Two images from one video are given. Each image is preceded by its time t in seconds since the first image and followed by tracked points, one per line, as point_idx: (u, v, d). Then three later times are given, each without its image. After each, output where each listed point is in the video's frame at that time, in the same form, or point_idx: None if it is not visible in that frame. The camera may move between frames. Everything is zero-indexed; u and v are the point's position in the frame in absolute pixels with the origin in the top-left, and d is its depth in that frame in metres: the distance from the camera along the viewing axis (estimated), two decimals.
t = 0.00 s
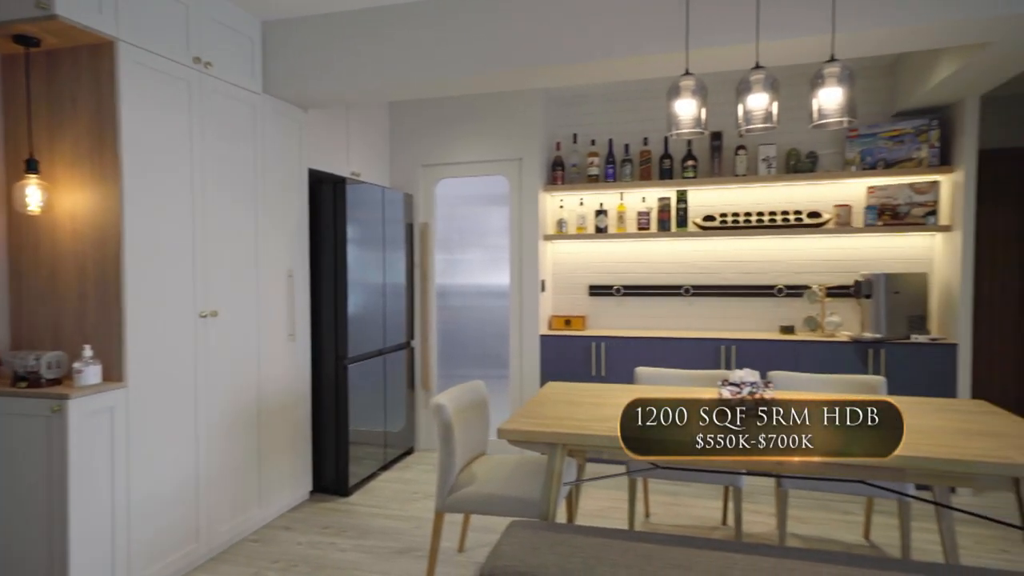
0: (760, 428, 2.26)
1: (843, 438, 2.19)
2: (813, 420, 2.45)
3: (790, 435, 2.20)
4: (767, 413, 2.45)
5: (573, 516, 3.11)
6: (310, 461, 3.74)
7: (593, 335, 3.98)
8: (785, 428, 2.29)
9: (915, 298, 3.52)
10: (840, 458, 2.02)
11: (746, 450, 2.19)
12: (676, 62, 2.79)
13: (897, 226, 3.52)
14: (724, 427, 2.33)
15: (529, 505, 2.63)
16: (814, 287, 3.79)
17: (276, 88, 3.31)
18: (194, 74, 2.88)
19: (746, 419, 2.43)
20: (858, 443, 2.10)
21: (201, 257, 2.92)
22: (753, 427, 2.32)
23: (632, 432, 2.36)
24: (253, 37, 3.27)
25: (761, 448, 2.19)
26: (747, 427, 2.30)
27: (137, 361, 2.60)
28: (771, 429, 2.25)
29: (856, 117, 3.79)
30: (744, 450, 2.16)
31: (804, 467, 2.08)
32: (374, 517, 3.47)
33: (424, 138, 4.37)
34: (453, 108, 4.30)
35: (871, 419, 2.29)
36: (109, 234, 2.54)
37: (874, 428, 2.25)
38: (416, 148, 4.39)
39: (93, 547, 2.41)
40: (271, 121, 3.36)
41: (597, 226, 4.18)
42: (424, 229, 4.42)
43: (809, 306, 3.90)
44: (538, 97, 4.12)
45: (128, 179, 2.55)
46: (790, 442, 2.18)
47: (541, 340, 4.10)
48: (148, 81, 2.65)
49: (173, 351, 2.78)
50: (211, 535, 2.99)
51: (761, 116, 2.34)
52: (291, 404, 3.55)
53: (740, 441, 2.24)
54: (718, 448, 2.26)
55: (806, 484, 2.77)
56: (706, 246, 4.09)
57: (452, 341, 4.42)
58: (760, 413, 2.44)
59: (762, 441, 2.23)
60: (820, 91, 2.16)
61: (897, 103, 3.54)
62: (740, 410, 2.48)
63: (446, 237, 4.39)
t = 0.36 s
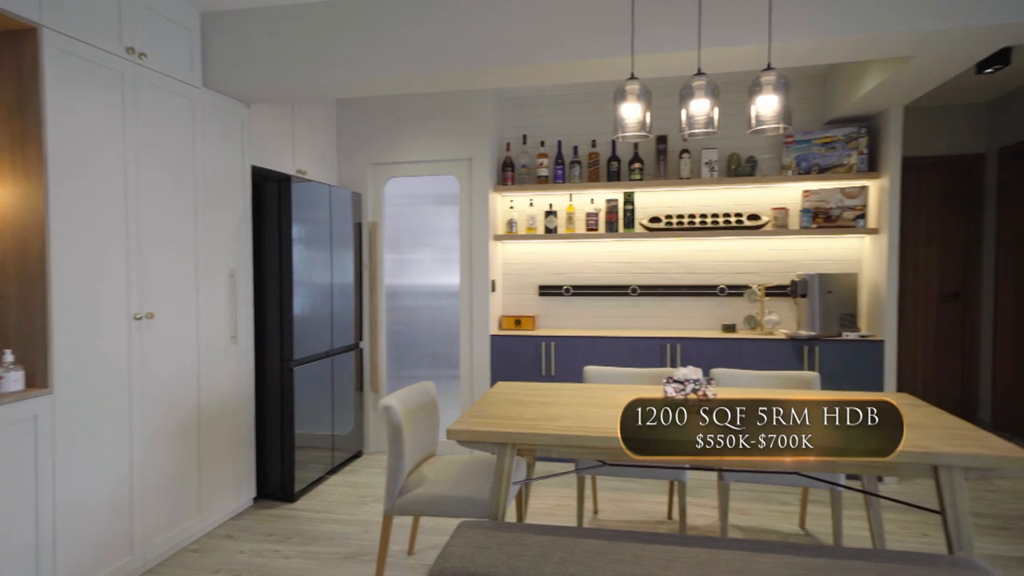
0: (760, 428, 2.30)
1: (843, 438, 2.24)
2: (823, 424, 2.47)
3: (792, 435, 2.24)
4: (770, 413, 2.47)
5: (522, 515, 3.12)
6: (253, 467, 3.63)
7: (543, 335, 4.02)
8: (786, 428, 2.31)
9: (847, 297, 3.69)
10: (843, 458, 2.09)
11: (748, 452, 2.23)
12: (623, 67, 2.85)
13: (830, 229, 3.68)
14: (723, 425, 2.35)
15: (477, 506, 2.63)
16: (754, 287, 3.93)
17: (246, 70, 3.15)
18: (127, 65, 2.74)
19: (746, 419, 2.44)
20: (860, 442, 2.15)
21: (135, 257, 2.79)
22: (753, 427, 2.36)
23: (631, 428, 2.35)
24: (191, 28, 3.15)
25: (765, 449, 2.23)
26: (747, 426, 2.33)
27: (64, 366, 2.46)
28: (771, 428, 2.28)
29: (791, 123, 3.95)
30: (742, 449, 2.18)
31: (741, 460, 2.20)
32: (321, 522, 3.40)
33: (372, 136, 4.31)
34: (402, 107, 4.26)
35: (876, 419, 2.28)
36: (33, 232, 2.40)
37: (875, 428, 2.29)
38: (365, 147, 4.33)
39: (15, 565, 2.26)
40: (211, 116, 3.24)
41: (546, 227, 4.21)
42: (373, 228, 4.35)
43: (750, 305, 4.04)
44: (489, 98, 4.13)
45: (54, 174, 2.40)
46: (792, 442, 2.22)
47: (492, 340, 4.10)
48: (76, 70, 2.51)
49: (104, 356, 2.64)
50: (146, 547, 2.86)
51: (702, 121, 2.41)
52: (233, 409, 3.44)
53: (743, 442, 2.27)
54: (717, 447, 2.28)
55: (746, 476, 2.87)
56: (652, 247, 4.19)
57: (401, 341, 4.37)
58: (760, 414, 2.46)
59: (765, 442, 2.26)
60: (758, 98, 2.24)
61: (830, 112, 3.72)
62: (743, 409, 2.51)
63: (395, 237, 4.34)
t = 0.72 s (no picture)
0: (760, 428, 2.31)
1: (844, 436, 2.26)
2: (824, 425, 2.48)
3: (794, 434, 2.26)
4: (769, 411, 2.48)
5: (472, 515, 3.12)
6: (192, 475, 3.49)
7: (493, 335, 4.03)
8: (784, 426, 2.32)
9: (783, 296, 3.85)
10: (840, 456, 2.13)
11: (749, 452, 2.26)
12: (570, 70, 2.88)
13: (768, 231, 3.83)
14: (723, 426, 2.38)
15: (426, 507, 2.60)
16: (697, 287, 4.05)
17: (239, 63, 3.00)
18: (51, 53, 2.58)
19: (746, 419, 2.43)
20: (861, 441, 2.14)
21: (61, 257, 2.63)
22: (752, 426, 2.37)
23: (629, 427, 2.30)
24: (123, 16, 3.00)
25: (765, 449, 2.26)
26: (747, 426, 2.35)
27: None
28: (769, 428, 2.29)
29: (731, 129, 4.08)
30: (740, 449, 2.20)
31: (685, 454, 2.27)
32: (264, 529, 3.30)
33: (319, 134, 4.22)
34: (350, 104, 4.19)
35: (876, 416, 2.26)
36: None
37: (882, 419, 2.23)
38: (311, 144, 4.23)
39: None
40: (144, 109, 3.09)
41: (496, 227, 4.22)
42: (319, 228, 4.26)
43: (693, 305, 4.16)
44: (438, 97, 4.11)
45: None
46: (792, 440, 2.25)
47: (441, 340, 4.09)
48: None
49: (27, 362, 2.48)
50: (75, 562, 2.71)
51: (647, 125, 2.46)
52: (170, 415, 3.29)
53: (741, 442, 2.29)
54: (717, 448, 2.31)
55: (689, 471, 2.96)
56: (600, 248, 4.25)
57: (348, 343, 4.29)
58: (760, 413, 2.45)
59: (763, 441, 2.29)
60: (699, 103, 2.31)
61: (767, 118, 3.87)
62: (744, 408, 2.52)
63: (342, 237, 4.26)
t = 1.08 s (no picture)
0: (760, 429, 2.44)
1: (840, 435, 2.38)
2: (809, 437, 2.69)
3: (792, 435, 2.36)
4: (769, 412, 2.56)
5: (424, 517, 3.10)
6: (131, 484, 3.34)
7: (446, 336, 4.01)
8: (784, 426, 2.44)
9: (729, 296, 3.97)
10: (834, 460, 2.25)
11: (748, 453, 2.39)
12: (523, 71, 2.89)
13: (715, 232, 3.95)
14: (722, 426, 2.50)
15: (377, 510, 2.57)
16: (647, 287, 4.14)
17: (239, 63, 2.87)
18: None
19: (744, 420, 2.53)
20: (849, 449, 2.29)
21: None
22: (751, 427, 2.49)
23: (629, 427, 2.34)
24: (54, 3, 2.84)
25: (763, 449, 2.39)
26: (747, 426, 2.49)
27: None
28: (769, 428, 2.40)
29: (680, 132, 4.18)
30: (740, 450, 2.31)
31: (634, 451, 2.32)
32: (209, 538, 3.19)
33: (268, 130, 4.11)
34: (300, 100, 4.10)
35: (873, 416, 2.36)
36: None
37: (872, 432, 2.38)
38: (259, 140, 4.12)
39: None
40: (78, 100, 2.93)
41: (450, 227, 4.21)
42: (267, 227, 4.15)
43: (643, 304, 4.25)
44: (390, 95, 4.06)
45: None
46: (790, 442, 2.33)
47: (394, 341, 4.05)
48: None
49: None
50: None
51: (598, 127, 2.50)
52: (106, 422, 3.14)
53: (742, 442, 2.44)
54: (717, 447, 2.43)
55: (639, 467, 3.02)
56: (553, 248, 4.29)
57: (298, 345, 4.19)
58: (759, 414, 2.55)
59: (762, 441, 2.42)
60: (648, 107, 2.35)
61: (714, 123, 3.98)
62: (743, 408, 2.62)
63: (292, 237, 4.16)
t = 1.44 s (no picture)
0: (759, 428, 2.45)
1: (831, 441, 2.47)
2: (808, 440, 2.78)
3: (790, 435, 2.43)
4: (769, 412, 2.57)
5: (378, 520, 3.06)
6: (66, 495, 3.18)
7: (401, 336, 3.97)
8: (783, 427, 2.49)
9: (680, 295, 4.06)
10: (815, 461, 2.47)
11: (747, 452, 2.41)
12: (477, 71, 2.89)
13: (666, 233, 4.04)
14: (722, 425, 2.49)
15: (329, 514, 2.53)
16: (601, 287, 4.20)
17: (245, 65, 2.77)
18: None
19: (746, 418, 2.54)
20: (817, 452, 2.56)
21: None
22: (753, 426, 2.50)
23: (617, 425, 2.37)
24: None
25: (764, 449, 2.40)
26: (747, 426, 2.48)
27: None
28: (769, 428, 2.44)
29: (632, 135, 4.26)
30: (741, 449, 2.36)
31: (587, 449, 2.36)
32: (151, 549, 3.07)
33: (215, 125, 3.98)
34: (249, 95, 3.99)
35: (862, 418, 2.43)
36: None
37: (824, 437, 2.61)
38: (205, 136, 3.98)
39: None
40: (6, 90, 2.76)
41: (404, 227, 4.17)
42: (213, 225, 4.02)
43: (597, 304, 4.31)
44: (343, 92, 4.00)
45: None
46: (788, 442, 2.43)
47: (348, 342, 3.99)
48: None
49: None
50: None
51: (552, 129, 2.52)
52: (38, 430, 2.97)
53: (742, 441, 2.45)
54: (718, 447, 2.46)
55: (592, 464, 3.06)
56: (509, 248, 4.30)
57: (247, 347, 4.08)
58: (761, 413, 2.54)
59: (762, 440, 2.43)
60: (601, 110, 2.38)
61: (665, 126, 4.07)
62: (744, 407, 2.60)
63: (240, 235, 4.05)
